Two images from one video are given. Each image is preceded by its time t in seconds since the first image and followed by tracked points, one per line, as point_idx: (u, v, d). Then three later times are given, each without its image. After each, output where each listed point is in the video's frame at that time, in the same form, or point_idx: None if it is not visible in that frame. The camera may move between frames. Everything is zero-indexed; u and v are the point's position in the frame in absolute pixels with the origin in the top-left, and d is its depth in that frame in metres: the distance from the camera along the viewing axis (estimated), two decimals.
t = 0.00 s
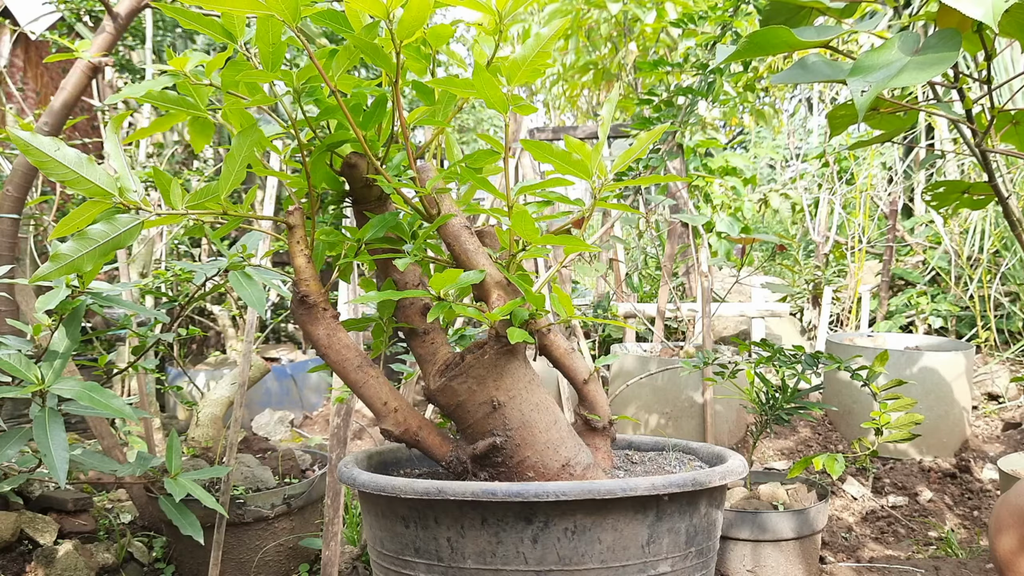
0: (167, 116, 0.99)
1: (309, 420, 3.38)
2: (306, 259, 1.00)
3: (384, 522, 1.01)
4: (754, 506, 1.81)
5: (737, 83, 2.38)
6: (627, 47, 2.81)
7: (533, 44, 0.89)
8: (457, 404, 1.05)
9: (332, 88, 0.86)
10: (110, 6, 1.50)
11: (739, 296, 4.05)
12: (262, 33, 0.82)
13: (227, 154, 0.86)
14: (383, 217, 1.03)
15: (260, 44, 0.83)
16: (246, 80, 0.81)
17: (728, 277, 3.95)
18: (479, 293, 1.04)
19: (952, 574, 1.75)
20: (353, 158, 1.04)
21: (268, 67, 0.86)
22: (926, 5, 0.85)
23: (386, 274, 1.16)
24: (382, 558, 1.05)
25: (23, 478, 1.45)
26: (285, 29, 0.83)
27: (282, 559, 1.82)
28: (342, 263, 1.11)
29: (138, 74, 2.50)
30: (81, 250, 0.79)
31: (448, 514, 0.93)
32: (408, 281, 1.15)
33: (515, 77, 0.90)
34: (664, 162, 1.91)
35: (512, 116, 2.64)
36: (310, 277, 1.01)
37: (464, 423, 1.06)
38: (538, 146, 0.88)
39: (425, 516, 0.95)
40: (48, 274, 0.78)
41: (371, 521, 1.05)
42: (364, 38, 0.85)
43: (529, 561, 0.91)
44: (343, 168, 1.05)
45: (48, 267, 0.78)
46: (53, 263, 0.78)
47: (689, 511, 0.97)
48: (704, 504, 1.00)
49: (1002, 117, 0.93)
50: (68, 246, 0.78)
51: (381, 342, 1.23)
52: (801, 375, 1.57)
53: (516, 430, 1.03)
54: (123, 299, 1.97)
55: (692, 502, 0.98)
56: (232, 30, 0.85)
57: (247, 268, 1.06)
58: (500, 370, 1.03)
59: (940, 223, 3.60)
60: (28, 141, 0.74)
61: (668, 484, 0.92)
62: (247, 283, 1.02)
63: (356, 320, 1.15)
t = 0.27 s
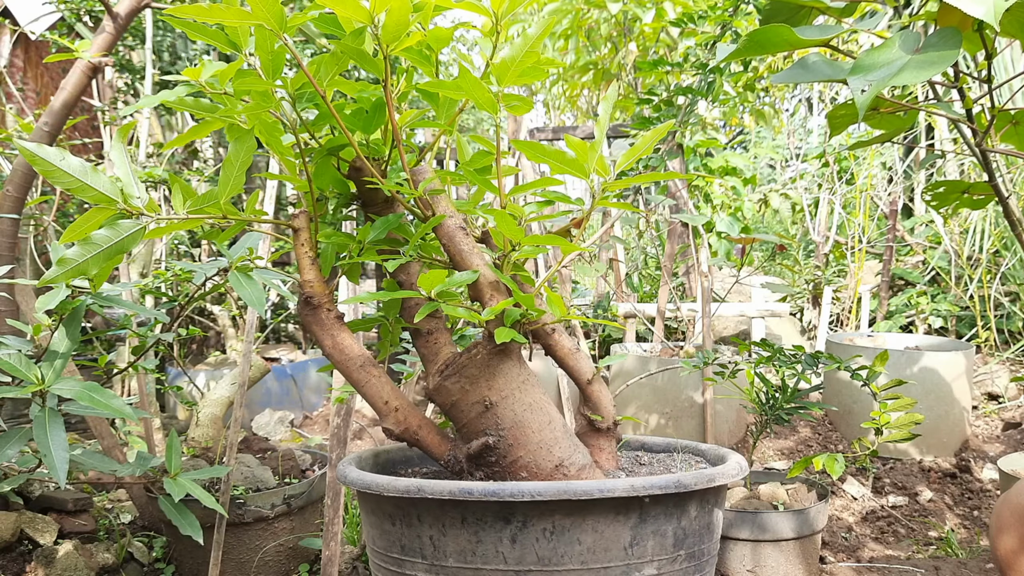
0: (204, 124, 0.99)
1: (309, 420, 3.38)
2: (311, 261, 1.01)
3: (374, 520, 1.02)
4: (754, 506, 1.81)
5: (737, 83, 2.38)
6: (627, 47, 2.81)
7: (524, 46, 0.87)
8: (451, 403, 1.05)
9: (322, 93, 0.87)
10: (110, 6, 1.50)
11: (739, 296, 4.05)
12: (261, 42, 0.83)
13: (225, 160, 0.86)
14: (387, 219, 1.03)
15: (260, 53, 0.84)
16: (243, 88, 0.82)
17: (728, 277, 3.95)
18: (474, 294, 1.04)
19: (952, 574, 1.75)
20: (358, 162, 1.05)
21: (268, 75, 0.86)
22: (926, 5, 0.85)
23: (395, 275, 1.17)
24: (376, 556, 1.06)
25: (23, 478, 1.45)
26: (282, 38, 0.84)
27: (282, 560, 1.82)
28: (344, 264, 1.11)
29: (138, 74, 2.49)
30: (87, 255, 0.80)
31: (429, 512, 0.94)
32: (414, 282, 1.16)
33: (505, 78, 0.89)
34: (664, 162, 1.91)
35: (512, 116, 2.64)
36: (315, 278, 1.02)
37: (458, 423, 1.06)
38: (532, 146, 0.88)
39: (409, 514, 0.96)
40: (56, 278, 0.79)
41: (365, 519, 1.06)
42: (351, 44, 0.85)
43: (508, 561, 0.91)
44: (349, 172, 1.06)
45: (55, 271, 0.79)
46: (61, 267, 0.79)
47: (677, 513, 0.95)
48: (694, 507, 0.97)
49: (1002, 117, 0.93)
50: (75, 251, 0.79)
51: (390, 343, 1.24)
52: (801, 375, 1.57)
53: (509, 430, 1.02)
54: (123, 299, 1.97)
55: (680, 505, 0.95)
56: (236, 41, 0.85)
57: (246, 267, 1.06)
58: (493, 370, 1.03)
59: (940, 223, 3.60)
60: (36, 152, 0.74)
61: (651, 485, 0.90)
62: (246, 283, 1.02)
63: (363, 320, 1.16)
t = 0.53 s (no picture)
0: (229, 128, 0.97)
1: (309, 420, 3.38)
2: (315, 262, 1.03)
3: (369, 518, 1.03)
4: (754, 506, 1.81)
5: (737, 83, 2.38)
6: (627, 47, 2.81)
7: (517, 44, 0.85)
8: (448, 403, 1.06)
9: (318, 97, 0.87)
10: (110, 6, 1.50)
11: (739, 296, 4.05)
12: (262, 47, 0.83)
13: (226, 164, 0.87)
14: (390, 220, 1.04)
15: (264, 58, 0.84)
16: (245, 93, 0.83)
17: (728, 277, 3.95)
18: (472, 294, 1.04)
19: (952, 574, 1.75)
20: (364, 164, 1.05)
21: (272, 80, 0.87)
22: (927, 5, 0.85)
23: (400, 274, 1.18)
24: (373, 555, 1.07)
25: (23, 478, 1.45)
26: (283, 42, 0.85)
27: (282, 560, 1.82)
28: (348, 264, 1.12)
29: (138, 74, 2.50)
30: (93, 257, 0.80)
31: (418, 511, 0.95)
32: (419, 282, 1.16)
33: (500, 79, 0.88)
34: (664, 162, 1.91)
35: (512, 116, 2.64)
36: (319, 279, 1.03)
37: (455, 423, 1.06)
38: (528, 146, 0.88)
39: (399, 512, 0.97)
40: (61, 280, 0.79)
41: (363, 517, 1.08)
42: (345, 48, 0.86)
43: (495, 560, 0.91)
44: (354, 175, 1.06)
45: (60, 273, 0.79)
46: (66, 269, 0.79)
47: (667, 515, 0.94)
48: (687, 509, 0.96)
49: (1002, 117, 0.93)
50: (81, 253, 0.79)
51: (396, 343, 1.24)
52: (801, 375, 1.57)
53: (504, 430, 1.02)
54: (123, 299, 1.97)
55: (671, 506, 0.94)
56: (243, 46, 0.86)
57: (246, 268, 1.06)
58: (489, 370, 1.03)
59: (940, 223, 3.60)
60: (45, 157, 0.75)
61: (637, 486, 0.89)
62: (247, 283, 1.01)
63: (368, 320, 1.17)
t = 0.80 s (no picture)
0: (237, 131, 0.99)
1: (309, 420, 3.38)
2: (320, 263, 1.04)
3: (366, 517, 1.04)
4: (754, 506, 1.81)
5: (737, 83, 2.38)
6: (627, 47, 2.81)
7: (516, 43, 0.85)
8: (447, 402, 1.06)
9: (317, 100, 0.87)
10: (110, 6, 1.50)
11: (739, 296, 4.05)
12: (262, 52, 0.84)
13: (227, 165, 0.86)
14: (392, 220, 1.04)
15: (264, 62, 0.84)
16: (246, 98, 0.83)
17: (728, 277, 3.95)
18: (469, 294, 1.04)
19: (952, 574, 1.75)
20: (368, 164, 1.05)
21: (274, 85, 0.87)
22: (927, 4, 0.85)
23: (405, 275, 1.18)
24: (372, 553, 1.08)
25: (24, 478, 1.45)
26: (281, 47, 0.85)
27: (282, 560, 1.82)
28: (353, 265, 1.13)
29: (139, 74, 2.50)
30: (97, 258, 0.81)
31: (412, 510, 0.95)
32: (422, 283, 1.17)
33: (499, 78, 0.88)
34: (664, 162, 1.91)
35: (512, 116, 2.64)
36: (322, 278, 1.04)
37: (454, 423, 1.07)
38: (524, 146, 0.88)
39: (393, 511, 0.97)
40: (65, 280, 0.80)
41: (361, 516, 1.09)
42: (342, 50, 0.86)
43: (486, 560, 0.91)
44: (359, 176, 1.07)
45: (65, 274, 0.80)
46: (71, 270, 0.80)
47: (661, 516, 0.93)
48: (682, 510, 0.95)
49: (1002, 117, 0.93)
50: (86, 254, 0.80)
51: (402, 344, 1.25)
52: (801, 375, 1.57)
53: (502, 430, 1.02)
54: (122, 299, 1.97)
55: (665, 507, 0.93)
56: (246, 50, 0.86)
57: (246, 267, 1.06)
58: (486, 370, 1.04)
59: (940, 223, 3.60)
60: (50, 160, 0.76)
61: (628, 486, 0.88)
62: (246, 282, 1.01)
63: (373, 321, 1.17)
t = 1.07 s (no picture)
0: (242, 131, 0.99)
1: (309, 420, 3.38)
2: (321, 262, 1.03)
3: (363, 516, 1.04)
4: (754, 506, 1.81)
5: (737, 83, 2.38)
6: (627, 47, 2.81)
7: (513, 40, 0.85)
8: (446, 402, 1.06)
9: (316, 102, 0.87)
10: (110, 5, 1.50)
11: (739, 295, 4.06)
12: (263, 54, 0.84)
13: (229, 167, 0.86)
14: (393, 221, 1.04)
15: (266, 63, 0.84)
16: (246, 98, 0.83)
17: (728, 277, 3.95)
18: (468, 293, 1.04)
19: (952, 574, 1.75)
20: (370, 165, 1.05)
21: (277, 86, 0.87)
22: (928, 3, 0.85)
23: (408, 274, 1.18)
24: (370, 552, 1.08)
25: (23, 478, 1.45)
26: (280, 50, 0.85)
27: (282, 560, 1.81)
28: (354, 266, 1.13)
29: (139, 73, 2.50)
30: (101, 259, 0.81)
31: (406, 509, 0.95)
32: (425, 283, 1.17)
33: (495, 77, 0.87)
34: (664, 162, 1.91)
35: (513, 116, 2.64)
36: (324, 278, 1.03)
37: (452, 423, 1.07)
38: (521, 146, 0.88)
39: (388, 510, 0.98)
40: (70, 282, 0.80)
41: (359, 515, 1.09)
42: (338, 53, 0.86)
43: (479, 560, 0.91)
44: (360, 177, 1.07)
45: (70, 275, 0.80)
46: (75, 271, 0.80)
47: (655, 517, 0.93)
48: (677, 511, 0.95)
49: (1002, 117, 0.93)
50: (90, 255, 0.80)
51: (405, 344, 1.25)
52: (801, 375, 1.57)
53: (500, 429, 1.02)
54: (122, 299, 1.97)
55: (659, 508, 0.93)
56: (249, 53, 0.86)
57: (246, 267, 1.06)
58: (484, 370, 1.04)
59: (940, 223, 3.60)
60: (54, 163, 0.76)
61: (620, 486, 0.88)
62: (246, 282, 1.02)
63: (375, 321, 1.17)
